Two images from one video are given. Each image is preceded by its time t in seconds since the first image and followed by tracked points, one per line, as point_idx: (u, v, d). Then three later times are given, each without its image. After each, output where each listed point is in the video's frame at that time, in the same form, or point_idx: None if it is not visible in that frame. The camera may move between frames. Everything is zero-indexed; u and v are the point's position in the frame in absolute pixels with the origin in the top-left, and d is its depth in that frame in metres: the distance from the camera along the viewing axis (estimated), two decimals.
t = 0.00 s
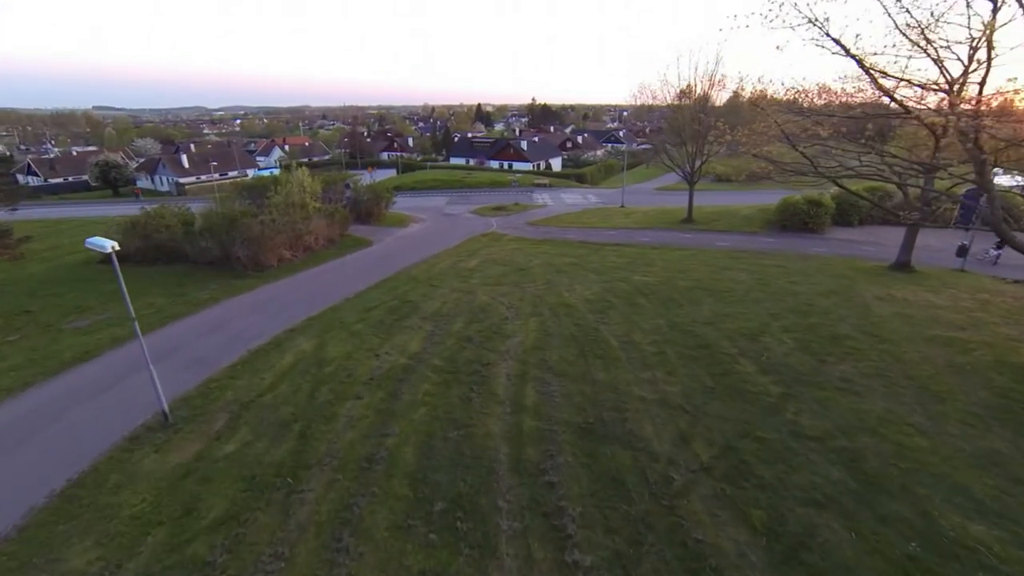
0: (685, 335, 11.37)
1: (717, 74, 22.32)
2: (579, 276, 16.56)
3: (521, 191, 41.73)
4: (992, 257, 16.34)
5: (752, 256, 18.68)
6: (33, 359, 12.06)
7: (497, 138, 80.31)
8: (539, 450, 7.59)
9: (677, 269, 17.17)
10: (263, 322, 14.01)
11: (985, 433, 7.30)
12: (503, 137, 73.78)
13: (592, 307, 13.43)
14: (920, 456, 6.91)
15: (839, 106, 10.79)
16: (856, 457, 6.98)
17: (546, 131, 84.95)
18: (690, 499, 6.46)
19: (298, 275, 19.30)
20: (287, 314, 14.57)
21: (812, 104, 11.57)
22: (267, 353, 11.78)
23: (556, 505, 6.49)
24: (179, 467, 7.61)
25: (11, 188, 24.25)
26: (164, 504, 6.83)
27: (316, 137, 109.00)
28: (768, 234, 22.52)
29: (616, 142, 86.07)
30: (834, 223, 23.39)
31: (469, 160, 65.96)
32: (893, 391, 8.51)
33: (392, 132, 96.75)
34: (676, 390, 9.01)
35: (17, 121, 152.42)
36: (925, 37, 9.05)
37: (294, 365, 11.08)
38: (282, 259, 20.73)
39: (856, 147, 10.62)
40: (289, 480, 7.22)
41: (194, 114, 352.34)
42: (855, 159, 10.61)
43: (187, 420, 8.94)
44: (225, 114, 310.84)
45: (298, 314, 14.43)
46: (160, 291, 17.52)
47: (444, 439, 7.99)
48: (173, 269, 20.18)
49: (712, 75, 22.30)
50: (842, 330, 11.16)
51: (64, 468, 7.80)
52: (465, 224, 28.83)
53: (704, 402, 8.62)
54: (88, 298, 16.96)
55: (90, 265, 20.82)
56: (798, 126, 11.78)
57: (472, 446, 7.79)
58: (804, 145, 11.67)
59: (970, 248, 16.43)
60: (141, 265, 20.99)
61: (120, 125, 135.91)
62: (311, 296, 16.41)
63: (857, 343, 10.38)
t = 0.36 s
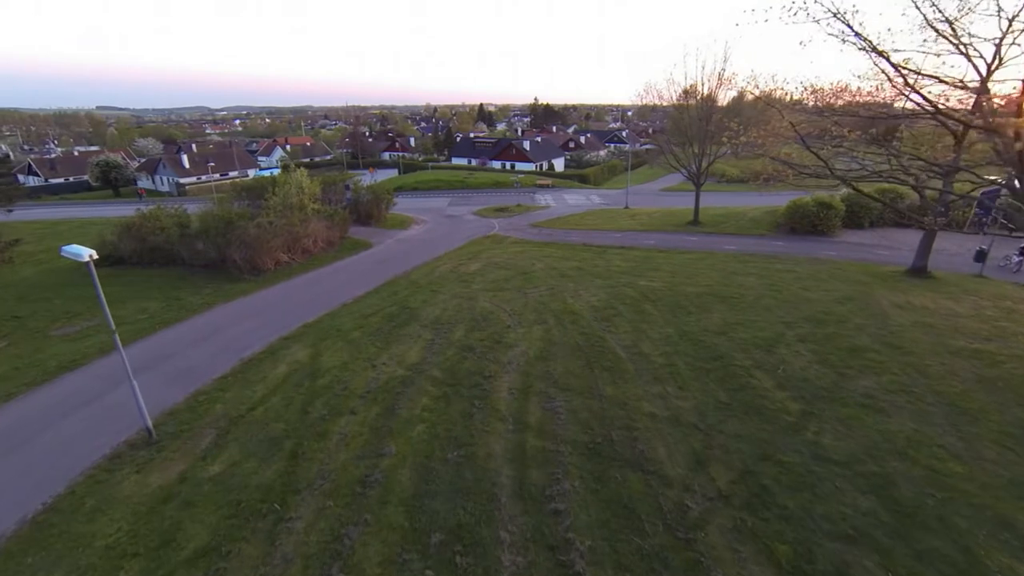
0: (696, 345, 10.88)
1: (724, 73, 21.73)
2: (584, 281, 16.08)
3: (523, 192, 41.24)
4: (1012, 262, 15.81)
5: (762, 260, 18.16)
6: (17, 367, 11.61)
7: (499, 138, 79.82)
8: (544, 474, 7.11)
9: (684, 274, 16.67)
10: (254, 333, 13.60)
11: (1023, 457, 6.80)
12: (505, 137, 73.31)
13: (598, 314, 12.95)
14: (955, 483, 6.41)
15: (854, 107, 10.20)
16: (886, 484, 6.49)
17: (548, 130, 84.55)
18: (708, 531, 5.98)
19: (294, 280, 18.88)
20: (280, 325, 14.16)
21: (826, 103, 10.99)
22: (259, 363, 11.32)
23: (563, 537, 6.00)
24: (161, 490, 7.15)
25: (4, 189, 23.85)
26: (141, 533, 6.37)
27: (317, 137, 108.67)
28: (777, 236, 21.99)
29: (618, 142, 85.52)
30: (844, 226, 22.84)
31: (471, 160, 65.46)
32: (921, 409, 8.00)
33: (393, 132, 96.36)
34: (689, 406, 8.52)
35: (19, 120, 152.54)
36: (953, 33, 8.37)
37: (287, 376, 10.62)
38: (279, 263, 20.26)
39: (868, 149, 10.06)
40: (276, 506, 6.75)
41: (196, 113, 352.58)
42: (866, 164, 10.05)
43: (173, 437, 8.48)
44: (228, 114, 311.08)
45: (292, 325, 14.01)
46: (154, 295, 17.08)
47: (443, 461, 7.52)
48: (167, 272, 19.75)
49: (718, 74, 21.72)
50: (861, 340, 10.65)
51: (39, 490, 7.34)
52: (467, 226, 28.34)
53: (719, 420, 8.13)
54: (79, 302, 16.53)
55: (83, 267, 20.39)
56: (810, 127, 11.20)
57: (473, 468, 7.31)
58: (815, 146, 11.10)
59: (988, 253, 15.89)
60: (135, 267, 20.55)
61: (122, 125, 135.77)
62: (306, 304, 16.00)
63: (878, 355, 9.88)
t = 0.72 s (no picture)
0: (706, 356, 10.39)
1: (730, 72, 21.17)
2: (587, 287, 15.59)
3: (523, 193, 40.75)
4: None
5: (770, 265, 17.65)
6: None
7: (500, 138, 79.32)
8: (548, 502, 6.62)
9: (690, 279, 16.17)
10: (245, 343, 13.08)
11: None
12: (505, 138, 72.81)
13: (602, 323, 12.46)
14: (995, 515, 5.92)
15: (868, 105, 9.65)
16: (918, 515, 6.00)
17: (549, 131, 83.97)
18: (727, 570, 5.49)
19: (289, 285, 18.39)
20: (272, 333, 13.63)
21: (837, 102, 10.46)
22: (249, 375, 10.83)
23: None
24: (136, 518, 6.66)
25: None
26: (112, 570, 5.87)
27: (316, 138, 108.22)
28: (783, 240, 21.50)
29: (619, 142, 84.97)
30: (852, 229, 22.32)
31: (471, 161, 64.96)
32: (949, 429, 7.51)
33: (392, 133, 95.86)
34: (702, 425, 8.04)
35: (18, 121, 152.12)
36: (979, 26, 7.79)
37: (277, 390, 10.12)
38: (274, 267, 19.77)
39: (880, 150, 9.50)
40: (259, 538, 6.26)
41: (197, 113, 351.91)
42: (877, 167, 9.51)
43: (153, 458, 7.99)
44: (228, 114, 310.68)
45: (285, 334, 13.50)
46: (144, 301, 16.59)
47: (440, 486, 7.03)
48: (160, 277, 19.27)
49: (723, 73, 21.19)
50: (879, 352, 10.17)
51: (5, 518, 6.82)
52: (466, 229, 27.86)
53: (734, 440, 7.64)
54: (67, 308, 16.04)
55: (74, 273, 19.91)
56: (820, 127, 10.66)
57: (471, 495, 6.82)
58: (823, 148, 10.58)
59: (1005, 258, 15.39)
60: (127, 272, 20.07)
61: (122, 126, 135.44)
62: (299, 311, 15.48)
63: (899, 368, 9.39)
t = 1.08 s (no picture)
0: (717, 369, 9.91)
1: (736, 71, 20.59)
2: (591, 293, 15.10)
3: (524, 194, 40.26)
4: None
5: (778, 270, 17.14)
6: None
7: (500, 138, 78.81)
8: (552, 533, 6.13)
9: (697, 285, 15.67)
10: (234, 351, 12.54)
11: None
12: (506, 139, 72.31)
13: (607, 332, 11.98)
14: None
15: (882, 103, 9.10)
16: (955, 552, 5.52)
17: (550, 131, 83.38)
18: None
19: (283, 290, 17.90)
20: (263, 342, 13.10)
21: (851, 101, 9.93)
22: (237, 388, 10.33)
23: None
24: (108, 550, 6.18)
25: None
26: None
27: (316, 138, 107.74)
28: (791, 243, 20.98)
29: (620, 143, 84.45)
30: (860, 232, 21.81)
31: (471, 161, 64.44)
32: (981, 453, 7.03)
33: (392, 133, 95.39)
34: (715, 447, 7.56)
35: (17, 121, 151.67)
36: (1011, 19, 7.28)
37: (266, 404, 9.64)
38: (268, 271, 19.27)
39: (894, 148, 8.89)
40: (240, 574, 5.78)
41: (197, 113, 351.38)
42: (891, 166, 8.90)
43: (131, 480, 7.50)
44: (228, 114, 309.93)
45: (277, 343, 12.97)
46: (133, 306, 16.10)
47: (436, 515, 6.54)
48: (151, 281, 18.78)
49: (729, 72, 20.64)
50: (899, 365, 9.68)
51: None
52: (466, 231, 27.36)
53: (750, 464, 7.16)
54: (54, 314, 15.55)
55: (63, 276, 19.41)
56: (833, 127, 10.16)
57: (470, 526, 6.33)
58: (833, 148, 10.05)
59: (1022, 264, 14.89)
60: (118, 276, 19.56)
61: (121, 125, 134.99)
62: (292, 318, 14.97)
63: (921, 384, 8.91)
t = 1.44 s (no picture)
0: (728, 383, 9.42)
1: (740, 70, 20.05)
2: (593, 300, 14.61)
3: (523, 196, 39.76)
4: None
5: (785, 274, 16.67)
6: None
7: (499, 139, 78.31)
8: (557, 571, 5.64)
9: (702, 291, 15.18)
10: (222, 362, 12.02)
11: None
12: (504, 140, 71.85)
13: (611, 342, 11.49)
14: None
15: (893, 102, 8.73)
16: None
17: (549, 132, 82.94)
18: None
19: (276, 296, 17.39)
20: (253, 352, 12.58)
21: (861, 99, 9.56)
22: (223, 403, 9.82)
23: None
24: None
25: None
26: None
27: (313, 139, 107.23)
28: (796, 247, 20.52)
29: (619, 144, 84.01)
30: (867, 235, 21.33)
31: (470, 162, 63.94)
32: (1016, 477, 6.55)
33: (390, 134, 94.89)
34: (729, 470, 7.07)
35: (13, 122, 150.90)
36: None
37: (252, 421, 9.13)
38: (261, 276, 18.76)
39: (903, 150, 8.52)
40: None
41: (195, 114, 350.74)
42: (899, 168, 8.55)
43: (103, 508, 6.99)
44: (226, 115, 309.45)
45: (267, 353, 12.45)
46: (120, 314, 15.58)
47: (430, 548, 6.05)
48: (140, 287, 18.27)
49: (733, 72, 20.13)
50: (920, 378, 9.20)
51: None
52: (464, 234, 26.87)
53: (768, 490, 6.67)
54: (37, 322, 15.03)
55: (50, 282, 18.88)
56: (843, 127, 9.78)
57: (467, 562, 5.84)
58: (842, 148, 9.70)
59: None
60: (106, 281, 19.04)
61: (118, 126, 134.35)
62: (284, 325, 14.45)
63: (945, 399, 8.42)
